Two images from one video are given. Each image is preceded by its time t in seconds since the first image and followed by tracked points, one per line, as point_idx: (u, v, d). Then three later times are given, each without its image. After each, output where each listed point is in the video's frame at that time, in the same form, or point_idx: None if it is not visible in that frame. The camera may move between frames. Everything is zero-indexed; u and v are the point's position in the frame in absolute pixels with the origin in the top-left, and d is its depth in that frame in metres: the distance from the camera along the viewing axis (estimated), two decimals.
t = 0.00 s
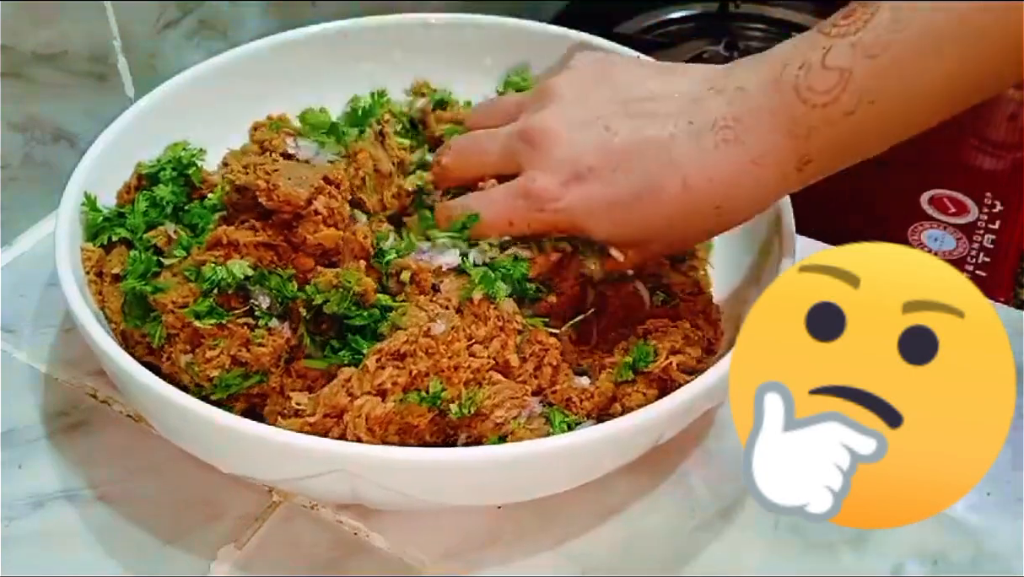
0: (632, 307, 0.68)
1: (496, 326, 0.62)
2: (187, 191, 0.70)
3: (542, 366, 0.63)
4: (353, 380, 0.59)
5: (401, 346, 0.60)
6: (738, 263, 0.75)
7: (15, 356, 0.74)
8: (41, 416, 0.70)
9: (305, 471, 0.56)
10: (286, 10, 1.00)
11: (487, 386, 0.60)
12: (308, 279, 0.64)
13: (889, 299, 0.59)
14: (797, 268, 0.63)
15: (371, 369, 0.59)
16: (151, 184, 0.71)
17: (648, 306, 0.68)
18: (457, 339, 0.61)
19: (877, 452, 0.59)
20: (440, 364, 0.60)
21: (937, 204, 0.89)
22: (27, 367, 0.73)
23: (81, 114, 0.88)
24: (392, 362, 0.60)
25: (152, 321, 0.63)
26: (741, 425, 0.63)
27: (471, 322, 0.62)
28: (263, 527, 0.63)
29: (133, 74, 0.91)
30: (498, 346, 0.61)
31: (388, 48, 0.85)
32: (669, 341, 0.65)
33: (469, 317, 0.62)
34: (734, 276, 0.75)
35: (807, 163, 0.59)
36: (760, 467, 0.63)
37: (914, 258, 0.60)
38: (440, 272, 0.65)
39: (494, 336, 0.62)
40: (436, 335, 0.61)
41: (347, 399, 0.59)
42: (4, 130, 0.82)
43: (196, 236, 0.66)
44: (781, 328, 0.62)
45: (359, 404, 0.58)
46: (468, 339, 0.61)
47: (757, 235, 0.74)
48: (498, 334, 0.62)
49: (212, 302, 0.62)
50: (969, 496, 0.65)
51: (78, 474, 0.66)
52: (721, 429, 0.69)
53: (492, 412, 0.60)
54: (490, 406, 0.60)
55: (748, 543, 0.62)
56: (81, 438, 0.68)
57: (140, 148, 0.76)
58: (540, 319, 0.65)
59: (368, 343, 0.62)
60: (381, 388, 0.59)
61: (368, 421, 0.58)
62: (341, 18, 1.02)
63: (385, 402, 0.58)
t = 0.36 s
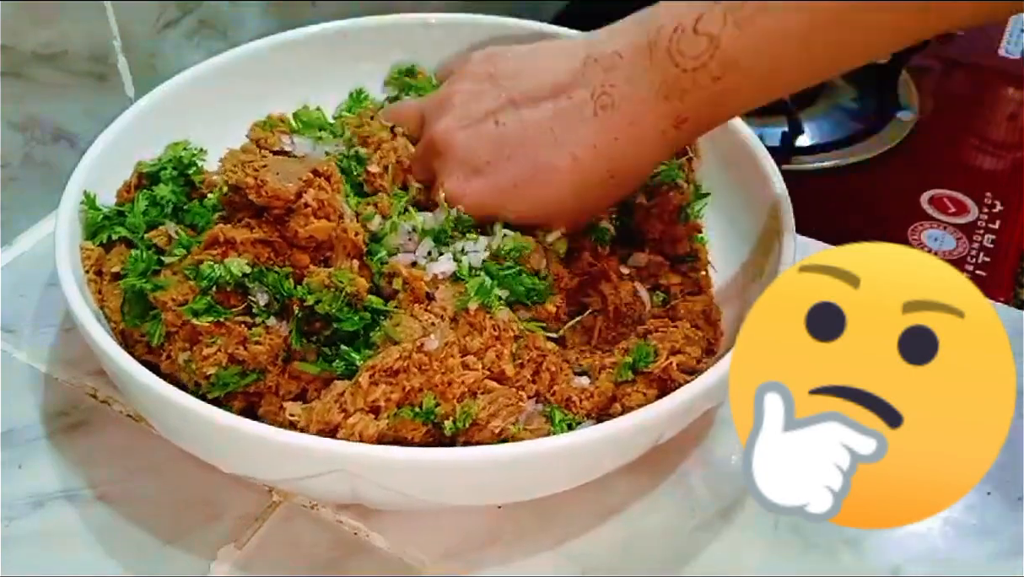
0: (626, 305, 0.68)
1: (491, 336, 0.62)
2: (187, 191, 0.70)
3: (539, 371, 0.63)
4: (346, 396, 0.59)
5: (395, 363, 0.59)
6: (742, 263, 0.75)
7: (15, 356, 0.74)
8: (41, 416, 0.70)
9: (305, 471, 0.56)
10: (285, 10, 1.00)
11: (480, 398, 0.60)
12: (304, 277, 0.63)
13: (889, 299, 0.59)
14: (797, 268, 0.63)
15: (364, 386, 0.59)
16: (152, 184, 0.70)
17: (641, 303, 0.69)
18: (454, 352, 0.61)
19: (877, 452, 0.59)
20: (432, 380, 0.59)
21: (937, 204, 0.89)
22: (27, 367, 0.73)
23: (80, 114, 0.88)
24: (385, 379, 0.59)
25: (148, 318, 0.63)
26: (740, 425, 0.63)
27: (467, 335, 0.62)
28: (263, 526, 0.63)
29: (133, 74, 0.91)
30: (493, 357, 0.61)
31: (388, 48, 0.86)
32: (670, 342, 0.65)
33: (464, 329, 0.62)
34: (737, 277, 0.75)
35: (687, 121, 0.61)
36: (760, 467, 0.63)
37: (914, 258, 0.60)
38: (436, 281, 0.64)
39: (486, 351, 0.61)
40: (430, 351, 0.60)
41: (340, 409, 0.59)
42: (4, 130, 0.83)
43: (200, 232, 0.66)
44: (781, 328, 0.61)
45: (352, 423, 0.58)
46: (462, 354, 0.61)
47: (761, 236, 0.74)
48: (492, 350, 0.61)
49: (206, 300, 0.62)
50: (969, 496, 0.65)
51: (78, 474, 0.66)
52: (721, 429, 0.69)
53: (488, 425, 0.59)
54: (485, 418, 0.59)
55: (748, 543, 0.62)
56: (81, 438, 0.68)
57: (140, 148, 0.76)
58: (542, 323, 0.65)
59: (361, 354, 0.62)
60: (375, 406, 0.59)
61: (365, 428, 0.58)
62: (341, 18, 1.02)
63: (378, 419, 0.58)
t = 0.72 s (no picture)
0: (627, 303, 0.68)
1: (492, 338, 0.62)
2: (188, 191, 0.71)
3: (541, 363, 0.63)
4: (347, 394, 0.59)
5: (397, 360, 0.60)
6: (743, 260, 0.75)
7: (15, 356, 0.74)
8: (41, 416, 0.70)
9: (305, 471, 0.56)
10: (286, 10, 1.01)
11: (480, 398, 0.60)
12: (307, 277, 0.64)
13: (890, 299, 0.59)
14: (797, 268, 0.63)
15: (366, 382, 0.59)
16: (152, 184, 0.71)
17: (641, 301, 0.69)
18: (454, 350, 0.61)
19: (876, 452, 0.59)
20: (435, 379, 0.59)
21: (937, 203, 0.89)
22: (27, 367, 0.73)
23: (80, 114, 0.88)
24: (386, 375, 0.59)
25: (145, 316, 0.64)
26: (740, 425, 0.63)
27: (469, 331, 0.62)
28: (263, 526, 0.63)
29: (133, 74, 0.91)
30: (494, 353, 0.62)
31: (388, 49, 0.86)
32: (670, 342, 0.65)
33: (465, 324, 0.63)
34: (738, 274, 0.75)
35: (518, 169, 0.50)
36: (760, 468, 0.63)
37: (914, 258, 0.61)
38: (439, 278, 0.65)
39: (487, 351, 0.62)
40: (431, 347, 0.61)
41: (340, 403, 0.59)
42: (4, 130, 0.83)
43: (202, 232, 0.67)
44: (781, 328, 0.61)
45: (353, 419, 0.58)
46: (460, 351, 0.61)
47: (762, 233, 0.74)
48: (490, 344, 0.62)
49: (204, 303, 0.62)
50: (969, 496, 0.65)
51: (78, 474, 0.66)
52: (721, 429, 0.69)
53: (489, 424, 0.59)
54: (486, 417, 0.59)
55: (748, 544, 0.62)
56: (81, 438, 0.68)
57: (140, 146, 0.76)
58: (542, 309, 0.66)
59: (363, 352, 0.62)
60: (377, 402, 0.59)
61: (367, 421, 0.58)
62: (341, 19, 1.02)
63: (380, 415, 0.58)
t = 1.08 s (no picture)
0: (625, 305, 0.67)
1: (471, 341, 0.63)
2: (189, 192, 0.72)
3: (540, 369, 0.64)
4: (323, 403, 0.58)
5: (371, 361, 0.59)
6: (743, 257, 0.75)
7: (15, 356, 0.74)
8: (41, 416, 0.70)
9: (304, 471, 0.56)
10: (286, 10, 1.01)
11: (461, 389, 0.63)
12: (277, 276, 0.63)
13: (889, 299, 0.59)
14: (797, 268, 0.63)
15: (345, 388, 0.59)
16: (155, 182, 0.72)
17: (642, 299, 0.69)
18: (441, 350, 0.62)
19: (877, 452, 0.59)
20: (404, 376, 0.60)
21: (937, 203, 0.89)
22: (27, 367, 0.73)
23: (81, 114, 0.88)
24: (363, 378, 0.59)
25: (144, 297, 0.64)
26: (740, 425, 0.63)
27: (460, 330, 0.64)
28: (263, 526, 0.63)
29: (133, 74, 0.91)
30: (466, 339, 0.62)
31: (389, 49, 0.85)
32: (670, 341, 0.65)
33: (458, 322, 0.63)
34: (738, 272, 0.75)
35: (538, 256, 0.56)
36: (760, 468, 0.63)
37: (914, 258, 0.60)
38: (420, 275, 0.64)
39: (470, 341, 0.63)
40: (397, 351, 0.60)
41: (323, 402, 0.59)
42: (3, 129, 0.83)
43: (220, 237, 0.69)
44: (781, 328, 0.61)
45: (335, 428, 0.57)
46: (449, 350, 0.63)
47: (762, 231, 0.74)
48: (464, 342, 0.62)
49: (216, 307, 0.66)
50: (969, 496, 0.65)
51: (77, 474, 0.66)
52: (722, 428, 0.69)
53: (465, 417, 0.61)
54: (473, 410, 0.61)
55: (748, 544, 0.62)
56: (81, 438, 0.68)
57: (140, 145, 0.76)
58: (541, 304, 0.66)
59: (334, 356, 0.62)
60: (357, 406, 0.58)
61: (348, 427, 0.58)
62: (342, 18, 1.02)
63: (360, 420, 0.58)
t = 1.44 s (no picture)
0: (626, 301, 0.67)
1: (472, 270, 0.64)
2: (190, 193, 0.71)
3: (539, 367, 0.64)
4: (344, 350, 0.58)
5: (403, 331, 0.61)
6: (744, 256, 0.75)
7: (15, 355, 0.74)
8: (41, 416, 0.70)
9: (305, 470, 0.56)
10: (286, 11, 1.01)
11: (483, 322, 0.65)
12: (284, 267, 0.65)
13: (889, 299, 0.60)
14: (796, 268, 0.63)
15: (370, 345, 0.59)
16: (156, 184, 0.72)
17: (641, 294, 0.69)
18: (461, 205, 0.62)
19: (876, 452, 0.59)
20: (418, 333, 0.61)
21: (937, 203, 0.89)
22: (27, 367, 0.73)
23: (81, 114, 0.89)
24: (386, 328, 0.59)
25: (144, 301, 0.64)
26: (740, 425, 0.63)
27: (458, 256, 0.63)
28: (263, 525, 0.63)
29: (133, 74, 0.92)
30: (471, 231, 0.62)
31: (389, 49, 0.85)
32: (670, 342, 0.65)
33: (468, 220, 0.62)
34: (739, 270, 0.75)
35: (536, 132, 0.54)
36: (760, 468, 0.63)
37: (914, 258, 0.61)
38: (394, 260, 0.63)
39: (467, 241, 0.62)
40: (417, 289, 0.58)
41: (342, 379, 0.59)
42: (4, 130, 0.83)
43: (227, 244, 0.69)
44: (781, 328, 0.62)
45: (360, 417, 0.58)
46: (445, 268, 0.62)
47: (763, 231, 0.74)
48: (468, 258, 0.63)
49: (212, 304, 0.66)
50: (969, 496, 0.65)
51: (78, 474, 0.66)
52: (721, 428, 0.69)
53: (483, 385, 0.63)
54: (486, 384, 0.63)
55: (748, 544, 0.62)
56: (81, 438, 0.68)
57: (140, 145, 0.76)
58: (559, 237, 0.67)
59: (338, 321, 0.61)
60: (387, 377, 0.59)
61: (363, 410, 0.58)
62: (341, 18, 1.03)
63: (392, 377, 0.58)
